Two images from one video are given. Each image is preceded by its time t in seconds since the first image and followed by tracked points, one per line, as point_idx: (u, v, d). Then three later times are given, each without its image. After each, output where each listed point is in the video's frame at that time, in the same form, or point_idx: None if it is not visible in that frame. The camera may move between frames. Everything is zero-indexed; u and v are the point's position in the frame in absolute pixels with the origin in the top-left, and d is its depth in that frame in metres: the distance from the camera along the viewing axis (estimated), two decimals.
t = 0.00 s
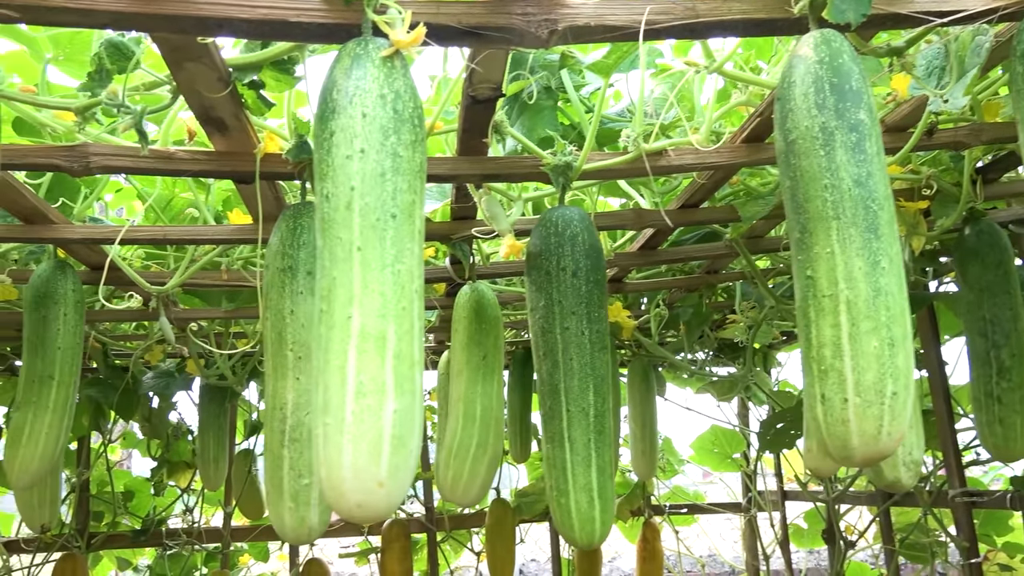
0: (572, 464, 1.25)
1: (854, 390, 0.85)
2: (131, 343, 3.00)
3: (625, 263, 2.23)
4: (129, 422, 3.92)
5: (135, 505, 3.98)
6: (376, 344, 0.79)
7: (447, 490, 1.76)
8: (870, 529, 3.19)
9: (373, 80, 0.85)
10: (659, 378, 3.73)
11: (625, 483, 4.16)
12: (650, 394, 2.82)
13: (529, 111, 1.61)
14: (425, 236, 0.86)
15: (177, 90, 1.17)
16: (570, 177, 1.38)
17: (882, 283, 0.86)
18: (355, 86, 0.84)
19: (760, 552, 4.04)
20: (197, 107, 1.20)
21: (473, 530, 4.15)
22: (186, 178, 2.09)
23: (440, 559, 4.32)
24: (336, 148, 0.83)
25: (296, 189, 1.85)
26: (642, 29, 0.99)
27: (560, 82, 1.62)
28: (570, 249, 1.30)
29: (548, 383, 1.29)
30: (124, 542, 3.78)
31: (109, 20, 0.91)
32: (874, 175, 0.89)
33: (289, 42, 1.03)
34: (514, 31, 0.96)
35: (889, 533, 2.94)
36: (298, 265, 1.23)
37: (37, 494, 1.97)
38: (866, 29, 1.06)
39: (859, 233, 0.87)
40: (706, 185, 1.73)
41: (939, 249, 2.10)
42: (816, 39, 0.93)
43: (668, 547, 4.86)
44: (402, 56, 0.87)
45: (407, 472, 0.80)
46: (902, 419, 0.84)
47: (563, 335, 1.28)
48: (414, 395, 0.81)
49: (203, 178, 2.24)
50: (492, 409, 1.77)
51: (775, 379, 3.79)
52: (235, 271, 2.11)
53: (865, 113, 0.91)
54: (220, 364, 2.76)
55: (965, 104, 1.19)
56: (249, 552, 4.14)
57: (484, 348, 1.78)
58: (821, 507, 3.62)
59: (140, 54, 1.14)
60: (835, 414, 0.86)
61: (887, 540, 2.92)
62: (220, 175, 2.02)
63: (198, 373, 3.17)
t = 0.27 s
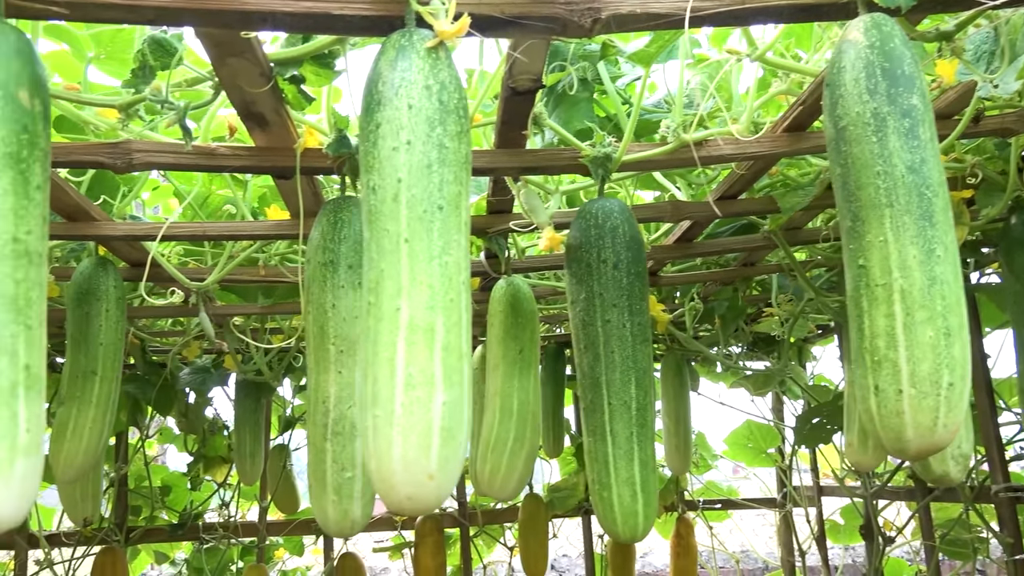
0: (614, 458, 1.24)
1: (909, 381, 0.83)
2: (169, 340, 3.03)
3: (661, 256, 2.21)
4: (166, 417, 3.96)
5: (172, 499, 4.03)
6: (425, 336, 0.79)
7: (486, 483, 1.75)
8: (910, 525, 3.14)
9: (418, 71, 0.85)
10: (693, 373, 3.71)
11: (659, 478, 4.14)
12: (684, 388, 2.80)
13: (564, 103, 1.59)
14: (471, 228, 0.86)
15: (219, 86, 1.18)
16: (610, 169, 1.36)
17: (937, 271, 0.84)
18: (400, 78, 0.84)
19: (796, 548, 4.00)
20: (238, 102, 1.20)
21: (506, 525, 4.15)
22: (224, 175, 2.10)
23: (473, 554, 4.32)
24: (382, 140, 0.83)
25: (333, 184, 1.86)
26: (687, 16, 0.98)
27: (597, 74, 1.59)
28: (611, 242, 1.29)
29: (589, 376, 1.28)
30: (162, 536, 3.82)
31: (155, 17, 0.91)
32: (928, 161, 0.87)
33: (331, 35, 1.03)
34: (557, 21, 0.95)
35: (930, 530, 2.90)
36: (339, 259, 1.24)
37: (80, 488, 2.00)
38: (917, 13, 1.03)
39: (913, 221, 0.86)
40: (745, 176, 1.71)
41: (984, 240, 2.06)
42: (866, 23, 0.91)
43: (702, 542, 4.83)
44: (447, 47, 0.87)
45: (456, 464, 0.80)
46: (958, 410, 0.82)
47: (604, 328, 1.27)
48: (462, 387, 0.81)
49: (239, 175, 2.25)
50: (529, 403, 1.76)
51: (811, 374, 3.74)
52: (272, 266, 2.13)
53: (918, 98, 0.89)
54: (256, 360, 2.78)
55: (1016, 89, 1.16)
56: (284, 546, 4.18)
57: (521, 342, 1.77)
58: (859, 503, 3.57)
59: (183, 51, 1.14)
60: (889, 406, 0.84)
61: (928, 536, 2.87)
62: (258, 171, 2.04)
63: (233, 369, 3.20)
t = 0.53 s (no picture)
0: (656, 457, 1.23)
1: (964, 380, 0.82)
2: (205, 338, 3.07)
3: (696, 254, 2.19)
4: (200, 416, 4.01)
5: (206, 496, 4.07)
6: (474, 334, 0.79)
7: (522, 483, 1.73)
8: (947, 527, 3.10)
9: (465, 70, 0.84)
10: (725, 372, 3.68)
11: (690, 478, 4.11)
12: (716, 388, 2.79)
13: (601, 101, 1.58)
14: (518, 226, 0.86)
15: (262, 86, 1.19)
16: (650, 167, 1.36)
17: (993, 268, 0.83)
18: (447, 76, 0.84)
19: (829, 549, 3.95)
20: (280, 102, 1.21)
21: (536, 524, 4.15)
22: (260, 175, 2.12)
23: (503, 553, 4.33)
24: (430, 139, 0.83)
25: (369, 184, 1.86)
26: (733, 12, 0.97)
27: (634, 71, 1.58)
28: (652, 240, 1.29)
29: (631, 375, 1.27)
30: (196, 533, 3.86)
31: (204, 18, 0.92)
32: (983, 156, 0.86)
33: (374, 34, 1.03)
34: (602, 18, 0.95)
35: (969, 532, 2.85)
36: (380, 258, 1.24)
37: (120, 486, 2.01)
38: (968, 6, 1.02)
39: (967, 217, 0.84)
40: (784, 173, 1.70)
41: None
42: (917, 17, 0.90)
43: (733, 542, 4.80)
44: (493, 45, 0.86)
45: (505, 463, 0.80)
46: (1015, 410, 0.81)
47: (645, 327, 1.27)
48: (511, 386, 0.80)
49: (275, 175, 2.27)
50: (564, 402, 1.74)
51: (845, 373, 3.70)
52: (308, 265, 2.14)
53: (971, 93, 0.87)
54: (290, 359, 2.81)
55: None
56: (316, 544, 4.21)
57: (556, 340, 1.75)
58: (894, 504, 3.53)
59: (227, 52, 1.15)
60: (943, 405, 0.83)
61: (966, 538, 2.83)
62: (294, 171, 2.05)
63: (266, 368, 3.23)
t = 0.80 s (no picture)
0: (694, 456, 1.23)
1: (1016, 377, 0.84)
2: (236, 338, 3.09)
3: (729, 252, 2.18)
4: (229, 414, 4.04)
5: (236, 495, 4.10)
6: (519, 331, 0.79)
7: (557, 482, 1.73)
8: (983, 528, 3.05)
9: (508, 66, 0.84)
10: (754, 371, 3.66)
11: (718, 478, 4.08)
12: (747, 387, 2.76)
13: (633, 98, 1.57)
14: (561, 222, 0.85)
15: (300, 85, 1.19)
16: (686, 163, 1.34)
17: None
18: (490, 73, 0.84)
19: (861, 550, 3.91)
20: (318, 101, 1.22)
21: (564, 524, 4.14)
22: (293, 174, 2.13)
23: (530, 552, 4.32)
24: (472, 136, 0.83)
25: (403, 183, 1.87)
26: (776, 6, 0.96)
27: (666, 66, 1.56)
28: (689, 237, 1.28)
29: (668, 374, 1.27)
30: (226, 531, 3.90)
31: (246, 18, 0.92)
32: None
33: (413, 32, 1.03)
34: (642, 13, 0.94)
35: (1005, 533, 2.81)
36: (417, 256, 1.25)
37: (154, 484, 2.03)
38: None
39: (1019, 213, 0.85)
40: (819, 169, 1.68)
41: None
42: (964, 9, 0.89)
43: (762, 543, 4.77)
44: (535, 41, 0.86)
45: (550, 459, 0.80)
46: None
47: (683, 324, 1.26)
48: (556, 383, 0.80)
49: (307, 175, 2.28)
50: (596, 400, 1.73)
51: (876, 372, 3.66)
52: (340, 265, 2.14)
53: (1022, 85, 0.87)
54: (320, 358, 2.82)
55: None
56: (344, 542, 4.23)
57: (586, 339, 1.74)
58: (928, 505, 3.48)
59: (265, 52, 1.16)
60: (994, 402, 0.85)
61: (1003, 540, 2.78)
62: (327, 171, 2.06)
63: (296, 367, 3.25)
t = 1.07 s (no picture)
0: (731, 458, 1.21)
1: None
2: (265, 339, 3.11)
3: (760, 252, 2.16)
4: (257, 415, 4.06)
5: (263, 495, 4.13)
6: (562, 332, 0.79)
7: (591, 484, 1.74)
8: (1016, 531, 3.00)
9: (550, 67, 0.84)
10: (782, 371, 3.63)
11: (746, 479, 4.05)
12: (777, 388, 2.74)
13: (665, 97, 1.57)
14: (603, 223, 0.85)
15: (336, 88, 1.20)
16: (721, 163, 1.34)
17: None
18: (532, 75, 0.84)
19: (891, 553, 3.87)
20: (353, 103, 1.22)
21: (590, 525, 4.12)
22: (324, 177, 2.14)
23: (556, 553, 4.31)
24: (515, 137, 0.83)
25: (433, 184, 1.87)
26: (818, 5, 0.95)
27: (698, 65, 1.55)
28: (725, 237, 1.27)
29: (705, 375, 1.26)
30: (254, 531, 3.92)
31: (286, 21, 0.92)
32: None
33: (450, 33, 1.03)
34: (683, 12, 0.94)
35: None
36: (452, 257, 1.25)
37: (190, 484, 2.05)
38: None
39: None
40: (855, 168, 1.66)
41: None
42: (1010, 6, 0.88)
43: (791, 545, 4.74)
44: (576, 41, 0.86)
45: (593, 462, 0.79)
46: None
47: (720, 325, 1.25)
48: (599, 384, 0.80)
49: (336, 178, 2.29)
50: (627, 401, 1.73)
51: (906, 373, 3.61)
52: (370, 266, 2.15)
53: None
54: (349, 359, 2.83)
55: None
56: (371, 542, 4.24)
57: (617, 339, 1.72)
58: (959, 507, 3.43)
59: (302, 55, 1.16)
60: None
61: None
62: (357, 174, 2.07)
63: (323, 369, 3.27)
